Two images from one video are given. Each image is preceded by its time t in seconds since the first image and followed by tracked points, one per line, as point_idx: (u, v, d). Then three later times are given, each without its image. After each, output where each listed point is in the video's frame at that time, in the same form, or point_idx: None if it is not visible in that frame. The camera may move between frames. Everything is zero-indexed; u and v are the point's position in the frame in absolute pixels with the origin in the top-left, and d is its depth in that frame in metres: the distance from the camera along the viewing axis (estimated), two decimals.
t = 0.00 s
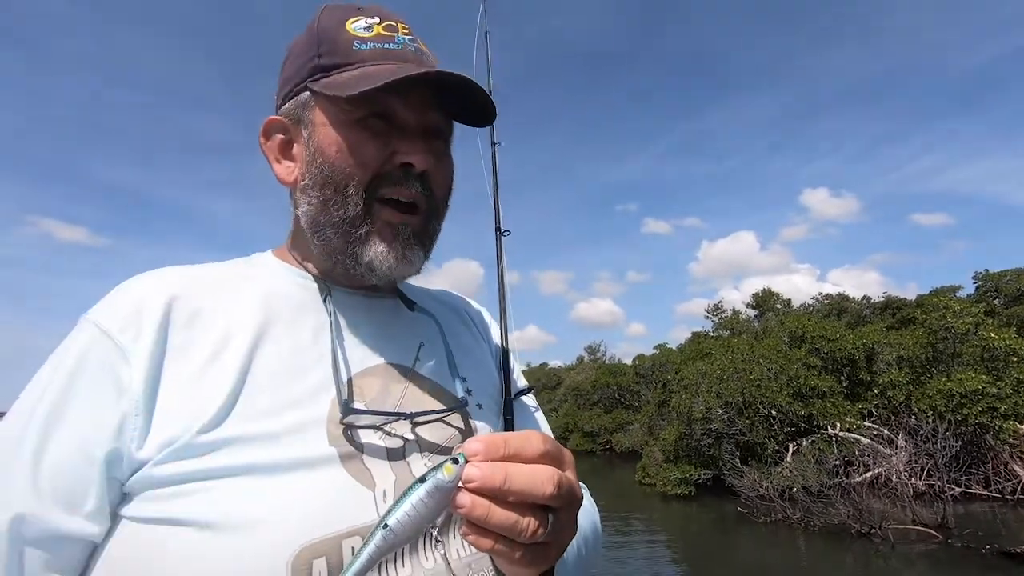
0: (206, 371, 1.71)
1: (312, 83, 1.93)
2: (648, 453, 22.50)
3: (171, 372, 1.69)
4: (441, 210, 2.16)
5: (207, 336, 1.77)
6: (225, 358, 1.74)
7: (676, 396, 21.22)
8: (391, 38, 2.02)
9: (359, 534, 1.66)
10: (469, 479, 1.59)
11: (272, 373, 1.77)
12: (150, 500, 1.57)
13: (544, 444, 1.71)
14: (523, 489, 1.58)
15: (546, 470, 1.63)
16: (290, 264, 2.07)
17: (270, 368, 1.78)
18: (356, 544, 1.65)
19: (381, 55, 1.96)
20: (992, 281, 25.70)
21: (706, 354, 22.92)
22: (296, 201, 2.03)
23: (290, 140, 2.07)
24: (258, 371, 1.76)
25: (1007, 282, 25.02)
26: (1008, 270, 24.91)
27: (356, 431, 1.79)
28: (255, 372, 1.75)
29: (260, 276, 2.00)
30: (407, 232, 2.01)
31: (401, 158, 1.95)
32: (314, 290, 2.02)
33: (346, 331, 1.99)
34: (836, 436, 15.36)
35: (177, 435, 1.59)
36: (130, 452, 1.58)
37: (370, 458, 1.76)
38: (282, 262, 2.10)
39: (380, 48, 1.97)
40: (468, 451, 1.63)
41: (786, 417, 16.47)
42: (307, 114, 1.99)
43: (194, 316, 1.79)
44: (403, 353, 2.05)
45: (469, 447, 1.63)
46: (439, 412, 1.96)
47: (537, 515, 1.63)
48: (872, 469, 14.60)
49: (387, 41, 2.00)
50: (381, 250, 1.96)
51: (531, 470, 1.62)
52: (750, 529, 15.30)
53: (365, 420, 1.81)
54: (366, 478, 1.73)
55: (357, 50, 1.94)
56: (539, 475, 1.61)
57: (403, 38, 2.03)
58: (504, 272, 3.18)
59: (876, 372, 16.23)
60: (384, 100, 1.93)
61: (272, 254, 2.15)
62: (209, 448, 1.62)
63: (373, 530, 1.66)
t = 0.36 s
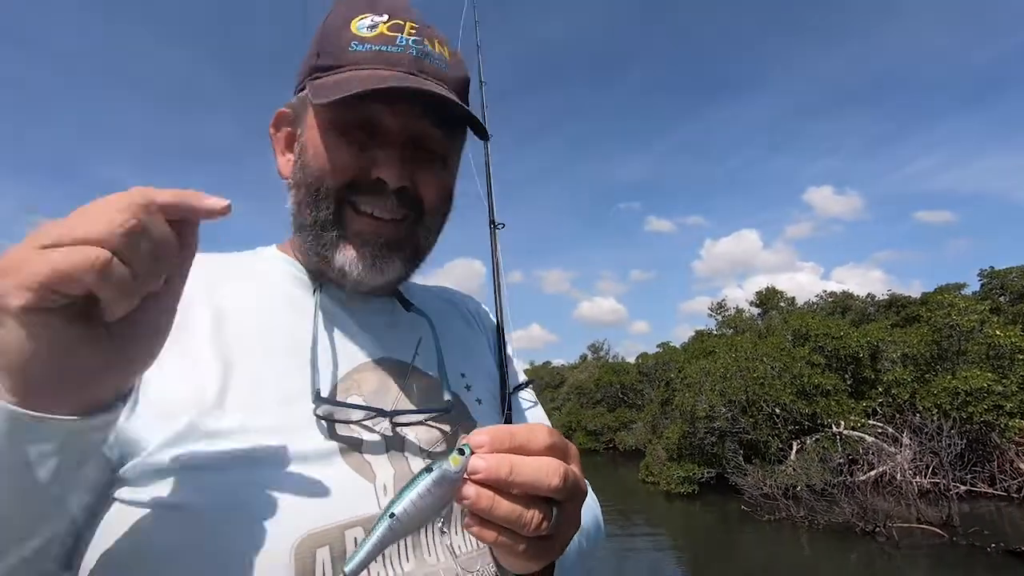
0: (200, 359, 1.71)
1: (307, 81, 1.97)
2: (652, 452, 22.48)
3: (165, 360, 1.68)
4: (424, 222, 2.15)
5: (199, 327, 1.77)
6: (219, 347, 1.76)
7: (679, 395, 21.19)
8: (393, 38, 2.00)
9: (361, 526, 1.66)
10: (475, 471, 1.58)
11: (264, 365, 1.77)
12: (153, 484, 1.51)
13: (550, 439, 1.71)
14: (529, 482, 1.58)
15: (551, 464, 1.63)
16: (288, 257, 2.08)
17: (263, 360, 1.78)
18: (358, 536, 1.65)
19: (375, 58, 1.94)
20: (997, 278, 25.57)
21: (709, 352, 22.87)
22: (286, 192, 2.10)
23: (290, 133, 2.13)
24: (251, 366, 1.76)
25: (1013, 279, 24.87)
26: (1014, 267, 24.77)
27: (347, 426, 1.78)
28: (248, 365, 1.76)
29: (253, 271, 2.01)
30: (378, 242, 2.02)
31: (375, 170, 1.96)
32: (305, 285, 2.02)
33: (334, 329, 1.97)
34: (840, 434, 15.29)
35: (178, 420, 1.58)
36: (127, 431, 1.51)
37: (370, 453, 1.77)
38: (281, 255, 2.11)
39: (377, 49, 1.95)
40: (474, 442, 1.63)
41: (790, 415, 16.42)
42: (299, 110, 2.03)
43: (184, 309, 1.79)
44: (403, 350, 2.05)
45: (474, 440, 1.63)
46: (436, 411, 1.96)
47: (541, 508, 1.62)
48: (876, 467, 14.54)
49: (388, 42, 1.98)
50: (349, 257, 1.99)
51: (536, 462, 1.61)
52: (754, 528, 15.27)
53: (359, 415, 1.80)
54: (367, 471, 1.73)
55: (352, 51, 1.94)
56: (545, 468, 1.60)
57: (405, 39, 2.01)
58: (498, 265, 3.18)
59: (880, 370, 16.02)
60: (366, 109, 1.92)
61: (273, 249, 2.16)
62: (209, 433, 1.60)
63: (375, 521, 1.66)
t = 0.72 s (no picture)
0: (206, 358, 1.73)
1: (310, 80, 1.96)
2: (653, 450, 22.49)
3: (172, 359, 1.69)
4: (427, 215, 2.11)
5: (208, 322, 1.80)
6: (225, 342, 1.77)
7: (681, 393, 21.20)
8: (393, 35, 1.97)
9: (356, 529, 1.65)
10: (476, 473, 1.54)
11: (267, 368, 1.79)
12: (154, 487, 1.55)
13: (552, 442, 1.69)
14: (530, 486, 1.56)
15: (553, 468, 1.61)
16: (298, 260, 2.10)
17: (266, 363, 1.79)
18: (353, 538, 1.64)
19: (375, 53, 1.91)
20: (1000, 275, 25.52)
21: (712, 350, 22.87)
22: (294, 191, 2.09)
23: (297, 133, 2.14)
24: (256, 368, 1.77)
25: (1016, 276, 24.77)
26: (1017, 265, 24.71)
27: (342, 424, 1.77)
28: (251, 367, 1.77)
29: (260, 267, 2.03)
30: (381, 234, 1.98)
31: (376, 160, 1.93)
32: (312, 283, 2.04)
33: (339, 324, 1.99)
34: (842, 432, 15.26)
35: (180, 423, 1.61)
36: (132, 434, 1.55)
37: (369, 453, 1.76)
38: (289, 253, 2.14)
39: (375, 45, 1.92)
40: (475, 445, 1.58)
41: (792, 413, 16.40)
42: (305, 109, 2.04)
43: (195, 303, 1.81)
44: (405, 351, 2.05)
45: (475, 441, 1.58)
46: (438, 415, 1.94)
47: (541, 512, 1.61)
48: (879, 465, 14.50)
49: (386, 38, 1.95)
50: (353, 249, 1.96)
51: (537, 466, 1.59)
52: (756, 526, 15.25)
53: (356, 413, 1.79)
54: (365, 471, 1.73)
55: (351, 48, 1.91)
56: (546, 472, 1.59)
57: (404, 35, 1.97)
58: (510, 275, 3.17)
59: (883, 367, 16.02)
60: (366, 99, 1.90)
61: (282, 248, 2.19)
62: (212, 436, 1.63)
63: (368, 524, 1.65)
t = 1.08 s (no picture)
0: (206, 354, 1.73)
1: (307, 83, 1.95)
2: (654, 449, 22.48)
3: (170, 357, 1.68)
4: (429, 219, 2.12)
5: (209, 318, 1.80)
6: (224, 340, 1.77)
7: (682, 392, 21.20)
8: (390, 35, 1.98)
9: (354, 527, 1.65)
10: (478, 467, 1.55)
11: (267, 365, 1.78)
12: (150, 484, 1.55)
13: (555, 438, 1.69)
14: (532, 481, 1.56)
15: (557, 464, 1.61)
16: (298, 257, 2.10)
17: (266, 360, 1.79)
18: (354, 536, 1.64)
19: (373, 55, 1.92)
20: (1001, 273, 25.48)
21: (711, 349, 22.86)
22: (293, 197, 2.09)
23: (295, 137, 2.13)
24: (256, 366, 1.76)
25: (1017, 274, 24.75)
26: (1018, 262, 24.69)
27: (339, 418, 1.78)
28: (252, 364, 1.76)
29: (261, 265, 2.03)
30: (384, 243, 1.98)
31: (378, 168, 1.92)
32: (312, 282, 2.04)
33: (341, 322, 1.99)
34: (843, 430, 15.27)
35: (179, 420, 1.61)
36: (130, 430, 1.55)
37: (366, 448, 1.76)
38: (291, 252, 2.14)
39: (373, 48, 1.93)
40: (478, 439, 1.59)
41: (792, 411, 16.42)
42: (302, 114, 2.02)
43: (195, 299, 1.81)
44: (406, 349, 2.05)
45: (478, 436, 1.59)
46: (438, 413, 1.94)
47: (543, 508, 1.62)
48: (880, 463, 14.35)
49: (383, 39, 1.96)
50: (357, 258, 1.98)
51: (541, 462, 1.59)
52: (757, 524, 15.26)
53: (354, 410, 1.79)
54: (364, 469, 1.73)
55: (349, 51, 1.92)
56: (549, 467, 1.59)
57: (401, 35, 1.99)
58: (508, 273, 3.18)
59: (883, 366, 15.90)
60: (365, 107, 1.89)
61: (281, 245, 2.19)
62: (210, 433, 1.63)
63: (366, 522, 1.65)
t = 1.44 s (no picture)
0: (204, 350, 1.74)
1: (311, 83, 1.95)
2: (652, 448, 22.52)
3: (166, 356, 1.69)
4: (436, 223, 2.12)
5: (206, 316, 1.80)
6: (221, 337, 1.78)
7: (680, 391, 21.26)
8: (397, 35, 2.00)
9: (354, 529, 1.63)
10: (493, 469, 1.55)
11: (267, 362, 1.78)
12: (141, 484, 1.56)
13: (577, 454, 1.68)
14: (544, 493, 1.55)
15: (572, 482, 1.59)
16: (298, 255, 2.11)
17: (266, 358, 1.79)
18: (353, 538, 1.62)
19: (379, 56, 1.94)
20: (999, 272, 25.54)
21: (710, 348, 22.90)
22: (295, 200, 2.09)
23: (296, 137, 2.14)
24: (254, 364, 1.77)
25: (1014, 273, 24.82)
26: (1016, 261, 24.77)
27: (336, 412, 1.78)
28: (251, 362, 1.76)
29: (262, 262, 2.04)
30: (391, 251, 1.99)
31: (385, 175, 1.92)
32: (312, 281, 2.04)
33: (342, 322, 1.99)
34: (840, 429, 15.31)
35: (173, 420, 1.61)
36: (122, 430, 1.56)
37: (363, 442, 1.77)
38: (291, 249, 2.14)
39: (380, 48, 1.95)
40: (500, 441, 1.61)
41: (790, 410, 16.47)
42: (304, 115, 2.01)
43: (193, 296, 1.82)
44: (409, 350, 2.06)
45: (500, 439, 1.61)
46: (439, 413, 1.93)
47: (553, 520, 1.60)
48: (877, 461, 14.48)
49: (389, 39, 1.98)
50: (364, 265, 1.98)
51: (558, 475, 1.58)
52: (754, 523, 15.29)
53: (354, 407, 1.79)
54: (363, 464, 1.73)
55: (355, 51, 1.93)
56: (564, 484, 1.57)
57: (408, 35, 2.01)
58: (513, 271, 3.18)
59: (881, 365, 16.06)
60: (371, 113, 1.88)
61: (282, 244, 2.19)
62: (205, 432, 1.63)
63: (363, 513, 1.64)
